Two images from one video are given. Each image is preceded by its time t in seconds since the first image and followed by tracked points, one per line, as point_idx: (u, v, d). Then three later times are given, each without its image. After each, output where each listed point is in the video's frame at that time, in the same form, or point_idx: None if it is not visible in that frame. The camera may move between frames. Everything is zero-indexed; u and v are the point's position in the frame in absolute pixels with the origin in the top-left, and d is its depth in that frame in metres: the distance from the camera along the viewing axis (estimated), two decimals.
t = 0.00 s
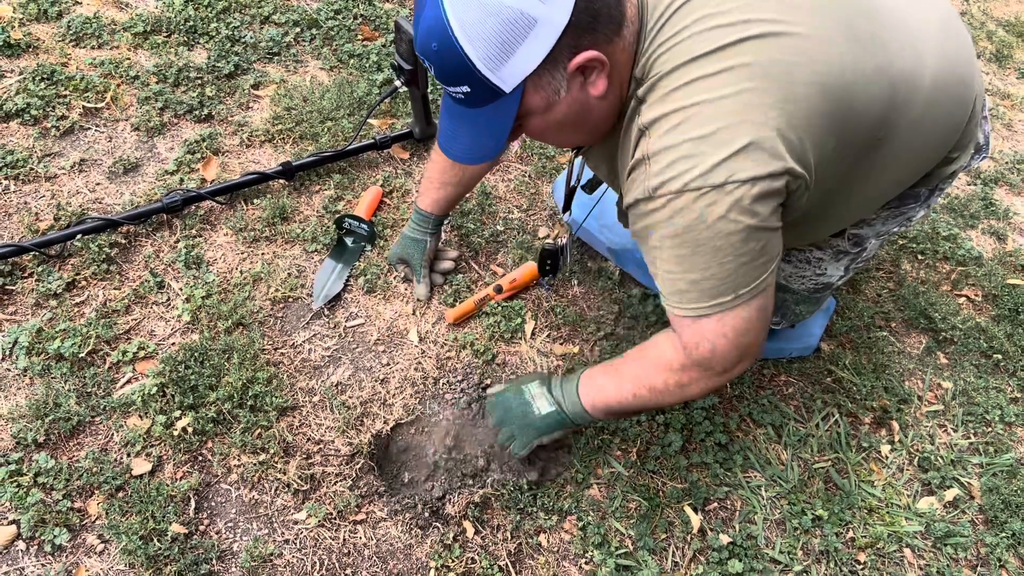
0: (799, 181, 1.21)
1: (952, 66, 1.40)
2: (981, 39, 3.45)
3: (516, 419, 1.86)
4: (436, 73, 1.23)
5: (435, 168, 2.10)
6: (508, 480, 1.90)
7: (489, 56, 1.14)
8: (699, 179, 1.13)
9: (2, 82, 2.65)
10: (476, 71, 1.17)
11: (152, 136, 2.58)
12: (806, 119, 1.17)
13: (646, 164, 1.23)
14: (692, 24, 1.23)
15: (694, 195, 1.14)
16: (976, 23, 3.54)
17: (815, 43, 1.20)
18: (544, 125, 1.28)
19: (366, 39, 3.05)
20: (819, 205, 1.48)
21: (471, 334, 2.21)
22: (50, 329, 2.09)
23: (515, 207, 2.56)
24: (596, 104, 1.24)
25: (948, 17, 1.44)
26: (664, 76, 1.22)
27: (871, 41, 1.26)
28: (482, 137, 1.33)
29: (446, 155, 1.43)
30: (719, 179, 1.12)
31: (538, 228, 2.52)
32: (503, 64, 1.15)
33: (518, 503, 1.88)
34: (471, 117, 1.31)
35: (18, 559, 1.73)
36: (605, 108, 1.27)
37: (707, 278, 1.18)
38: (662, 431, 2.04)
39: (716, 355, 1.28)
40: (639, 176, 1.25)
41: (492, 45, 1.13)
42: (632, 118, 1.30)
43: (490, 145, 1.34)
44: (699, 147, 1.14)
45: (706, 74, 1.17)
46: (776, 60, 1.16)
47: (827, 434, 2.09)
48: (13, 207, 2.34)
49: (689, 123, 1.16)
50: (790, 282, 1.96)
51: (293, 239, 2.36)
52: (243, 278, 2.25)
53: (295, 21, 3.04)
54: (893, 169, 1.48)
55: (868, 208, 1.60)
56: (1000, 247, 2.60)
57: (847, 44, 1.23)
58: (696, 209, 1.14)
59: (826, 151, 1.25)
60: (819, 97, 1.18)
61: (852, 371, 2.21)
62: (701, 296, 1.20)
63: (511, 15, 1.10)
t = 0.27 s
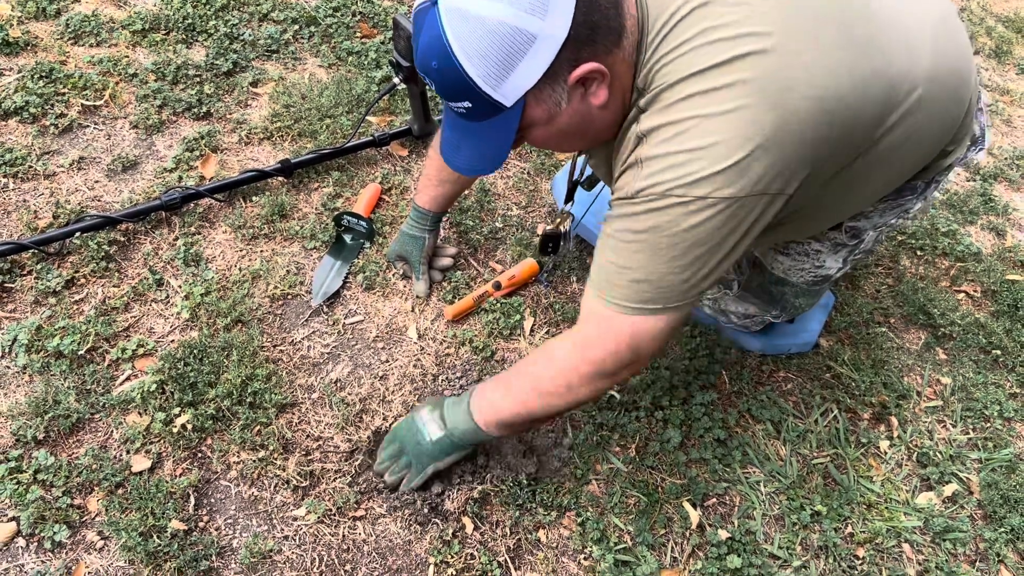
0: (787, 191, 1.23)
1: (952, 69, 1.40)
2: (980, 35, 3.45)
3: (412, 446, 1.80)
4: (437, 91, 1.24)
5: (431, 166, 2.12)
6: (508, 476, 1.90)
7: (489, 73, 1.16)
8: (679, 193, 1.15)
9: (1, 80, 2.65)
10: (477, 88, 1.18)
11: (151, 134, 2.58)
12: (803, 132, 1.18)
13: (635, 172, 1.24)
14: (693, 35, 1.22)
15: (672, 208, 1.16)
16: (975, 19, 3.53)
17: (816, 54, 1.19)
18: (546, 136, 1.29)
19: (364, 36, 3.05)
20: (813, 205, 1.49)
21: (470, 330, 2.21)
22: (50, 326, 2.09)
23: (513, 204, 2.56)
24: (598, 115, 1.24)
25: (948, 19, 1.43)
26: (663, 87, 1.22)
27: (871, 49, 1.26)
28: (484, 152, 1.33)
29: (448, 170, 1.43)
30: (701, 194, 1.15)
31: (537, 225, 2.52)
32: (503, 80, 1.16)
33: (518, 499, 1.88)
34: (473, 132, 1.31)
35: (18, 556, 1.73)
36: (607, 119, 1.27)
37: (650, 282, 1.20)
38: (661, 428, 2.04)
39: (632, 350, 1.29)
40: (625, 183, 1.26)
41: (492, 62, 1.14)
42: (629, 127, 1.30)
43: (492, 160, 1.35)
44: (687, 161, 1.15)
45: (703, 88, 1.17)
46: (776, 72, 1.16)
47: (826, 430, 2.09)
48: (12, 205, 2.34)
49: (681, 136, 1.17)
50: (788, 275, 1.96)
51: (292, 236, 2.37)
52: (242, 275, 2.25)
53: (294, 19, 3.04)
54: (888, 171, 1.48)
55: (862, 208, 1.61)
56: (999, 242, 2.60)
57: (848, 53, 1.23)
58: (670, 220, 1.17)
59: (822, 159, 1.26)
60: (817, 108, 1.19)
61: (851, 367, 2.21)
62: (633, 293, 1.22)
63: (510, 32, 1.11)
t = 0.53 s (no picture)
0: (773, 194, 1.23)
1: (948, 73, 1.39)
2: (980, 31, 3.44)
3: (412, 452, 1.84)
4: (432, 100, 1.25)
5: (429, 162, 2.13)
6: (507, 472, 1.90)
7: (482, 82, 1.16)
8: (664, 190, 1.16)
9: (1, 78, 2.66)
10: (471, 97, 1.19)
11: (150, 132, 2.58)
12: (792, 135, 1.18)
13: (623, 167, 1.25)
14: (686, 35, 1.21)
15: (655, 204, 1.17)
16: (974, 15, 3.53)
17: (808, 57, 1.19)
18: (543, 138, 1.29)
19: (363, 34, 3.05)
20: (805, 205, 1.49)
21: (469, 327, 2.21)
22: (50, 324, 2.10)
23: (513, 200, 2.56)
24: (594, 115, 1.24)
25: (945, 24, 1.42)
26: (655, 85, 1.22)
27: (864, 53, 1.25)
28: (482, 156, 1.34)
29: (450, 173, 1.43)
30: (686, 192, 1.15)
31: (536, 221, 2.52)
32: (497, 89, 1.17)
33: (517, 494, 1.88)
34: (470, 137, 1.32)
35: (19, 553, 1.74)
36: (604, 119, 1.27)
37: (626, 275, 1.22)
38: (660, 424, 2.04)
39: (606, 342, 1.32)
40: (611, 180, 1.27)
41: (485, 71, 1.15)
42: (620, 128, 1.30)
43: (491, 164, 1.35)
44: (672, 161, 1.16)
45: (695, 86, 1.17)
46: (767, 75, 1.15)
47: (825, 425, 2.09)
48: (12, 203, 2.34)
49: (670, 134, 1.17)
50: (787, 273, 1.96)
51: (292, 234, 2.37)
52: (241, 273, 2.25)
53: (293, 16, 3.04)
54: (882, 172, 1.48)
55: (857, 208, 1.61)
56: (999, 238, 2.60)
57: (841, 56, 1.22)
58: (652, 216, 1.17)
59: (812, 160, 1.26)
60: (808, 111, 1.18)
61: (850, 363, 2.21)
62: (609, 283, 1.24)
63: (500, 43, 1.11)
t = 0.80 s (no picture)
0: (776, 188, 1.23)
1: (949, 69, 1.39)
2: (980, 28, 3.44)
3: (421, 434, 1.85)
4: (433, 91, 1.24)
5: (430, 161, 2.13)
6: (508, 469, 1.91)
7: (483, 72, 1.16)
8: (668, 187, 1.16)
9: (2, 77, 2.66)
10: (472, 88, 1.19)
11: (151, 130, 2.58)
12: (794, 129, 1.18)
13: (626, 166, 1.24)
14: (685, 30, 1.22)
15: (661, 202, 1.16)
16: (974, 12, 3.53)
17: (808, 51, 1.19)
18: (543, 132, 1.29)
19: (363, 32, 3.06)
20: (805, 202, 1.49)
21: (470, 325, 2.22)
22: (51, 322, 2.10)
23: (513, 198, 2.56)
24: (594, 109, 1.24)
25: (946, 20, 1.42)
26: (655, 82, 1.22)
27: (863, 48, 1.25)
28: (481, 149, 1.33)
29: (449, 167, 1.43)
30: (690, 188, 1.15)
31: (536, 219, 2.52)
32: (498, 79, 1.17)
33: (518, 491, 1.89)
34: (470, 130, 1.32)
35: (21, 550, 1.75)
36: (603, 112, 1.27)
37: (642, 276, 1.21)
38: (660, 420, 2.04)
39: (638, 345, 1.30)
40: (615, 178, 1.27)
41: (485, 61, 1.15)
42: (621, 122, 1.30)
43: (491, 157, 1.35)
44: (675, 156, 1.16)
45: (695, 82, 1.17)
46: (766, 70, 1.16)
47: (825, 422, 2.09)
48: (13, 202, 2.35)
49: (672, 131, 1.17)
50: (786, 272, 1.96)
51: (292, 232, 2.37)
52: (242, 271, 2.26)
53: (293, 15, 3.04)
54: (883, 168, 1.48)
55: (857, 204, 1.61)
56: (999, 235, 2.60)
57: (841, 51, 1.23)
58: (659, 214, 1.17)
59: (813, 155, 1.26)
60: (807, 105, 1.19)
61: (850, 359, 2.21)
62: (627, 287, 1.22)
63: (502, 32, 1.12)
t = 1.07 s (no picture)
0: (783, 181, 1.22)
1: (942, 58, 1.39)
2: (980, 25, 3.44)
3: (493, 393, 1.87)
4: (421, 89, 1.24)
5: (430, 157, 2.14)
6: (508, 466, 1.91)
7: (471, 70, 1.16)
8: (682, 191, 1.15)
9: (3, 76, 2.67)
10: (460, 86, 1.19)
11: (152, 129, 2.59)
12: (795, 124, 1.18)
13: (631, 171, 1.23)
14: (675, 27, 1.22)
15: (678, 207, 1.16)
16: (975, 9, 3.52)
17: (801, 45, 1.19)
18: (532, 131, 1.29)
19: (363, 30, 3.06)
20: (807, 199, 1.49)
21: (470, 322, 2.22)
22: (52, 319, 2.10)
23: (513, 196, 2.57)
24: (582, 107, 1.24)
25: (938, 9, 1.42)
26: (649, 82, 1.21)
27: (857, 39, 1.25)
28: (470, 148, 1.33)
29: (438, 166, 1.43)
30: (703, 189, 1.13)
31: (536, 216, 2.53)
32: (486, 77, 1.16)
33: (518, 488, 1.89)
34: (459, 128, 1.31)
35: (22, 546, 1.75)
36: (592, 110, 1.27)
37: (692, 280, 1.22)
38: (660, 417, 2.05)
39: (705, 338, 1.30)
40: (625, 186, 1.25)
41: (473, 59, 1.14)
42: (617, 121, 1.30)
43: (480, 156, 1.34)
44: (682, 158, 1.15)
45: (692, 82, 1.17)
46: (761, 66, 1.16)
47: (825, 419, 2.09)
48: (14, 200, 2.35)
49: (674, 132, 1.16)
50: (783, 272, 1.97)
51: (292, 230, 2.37)
52: (242, 268, 2.26)
53: (293, 13, 3.05)
54: (885, 161, 1.47)
55: (857, 202, 1.61)
56: (999, 232, 2.60)
57: (833, 42, 1.23)
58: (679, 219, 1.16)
59: (816, 147, 1.26)
60: (804, 97, 1.19)
61: (850, 357, 2.22)
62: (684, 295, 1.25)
63: (489, 30, 1.11)
